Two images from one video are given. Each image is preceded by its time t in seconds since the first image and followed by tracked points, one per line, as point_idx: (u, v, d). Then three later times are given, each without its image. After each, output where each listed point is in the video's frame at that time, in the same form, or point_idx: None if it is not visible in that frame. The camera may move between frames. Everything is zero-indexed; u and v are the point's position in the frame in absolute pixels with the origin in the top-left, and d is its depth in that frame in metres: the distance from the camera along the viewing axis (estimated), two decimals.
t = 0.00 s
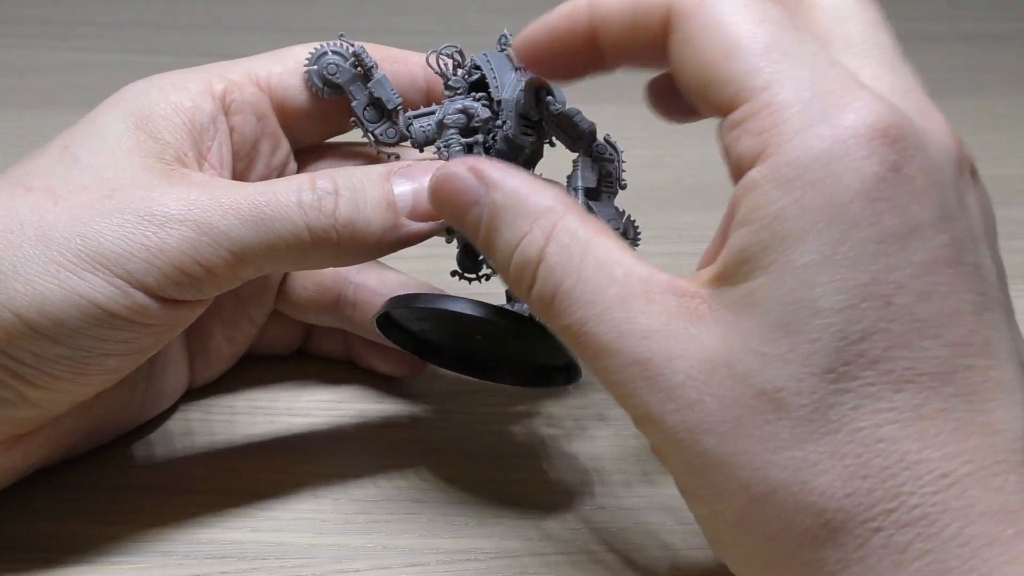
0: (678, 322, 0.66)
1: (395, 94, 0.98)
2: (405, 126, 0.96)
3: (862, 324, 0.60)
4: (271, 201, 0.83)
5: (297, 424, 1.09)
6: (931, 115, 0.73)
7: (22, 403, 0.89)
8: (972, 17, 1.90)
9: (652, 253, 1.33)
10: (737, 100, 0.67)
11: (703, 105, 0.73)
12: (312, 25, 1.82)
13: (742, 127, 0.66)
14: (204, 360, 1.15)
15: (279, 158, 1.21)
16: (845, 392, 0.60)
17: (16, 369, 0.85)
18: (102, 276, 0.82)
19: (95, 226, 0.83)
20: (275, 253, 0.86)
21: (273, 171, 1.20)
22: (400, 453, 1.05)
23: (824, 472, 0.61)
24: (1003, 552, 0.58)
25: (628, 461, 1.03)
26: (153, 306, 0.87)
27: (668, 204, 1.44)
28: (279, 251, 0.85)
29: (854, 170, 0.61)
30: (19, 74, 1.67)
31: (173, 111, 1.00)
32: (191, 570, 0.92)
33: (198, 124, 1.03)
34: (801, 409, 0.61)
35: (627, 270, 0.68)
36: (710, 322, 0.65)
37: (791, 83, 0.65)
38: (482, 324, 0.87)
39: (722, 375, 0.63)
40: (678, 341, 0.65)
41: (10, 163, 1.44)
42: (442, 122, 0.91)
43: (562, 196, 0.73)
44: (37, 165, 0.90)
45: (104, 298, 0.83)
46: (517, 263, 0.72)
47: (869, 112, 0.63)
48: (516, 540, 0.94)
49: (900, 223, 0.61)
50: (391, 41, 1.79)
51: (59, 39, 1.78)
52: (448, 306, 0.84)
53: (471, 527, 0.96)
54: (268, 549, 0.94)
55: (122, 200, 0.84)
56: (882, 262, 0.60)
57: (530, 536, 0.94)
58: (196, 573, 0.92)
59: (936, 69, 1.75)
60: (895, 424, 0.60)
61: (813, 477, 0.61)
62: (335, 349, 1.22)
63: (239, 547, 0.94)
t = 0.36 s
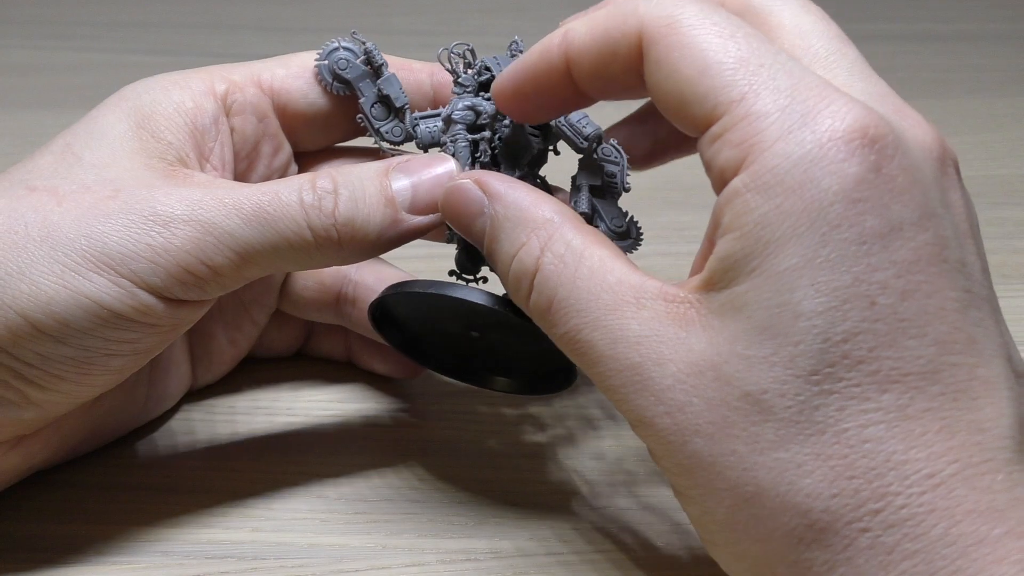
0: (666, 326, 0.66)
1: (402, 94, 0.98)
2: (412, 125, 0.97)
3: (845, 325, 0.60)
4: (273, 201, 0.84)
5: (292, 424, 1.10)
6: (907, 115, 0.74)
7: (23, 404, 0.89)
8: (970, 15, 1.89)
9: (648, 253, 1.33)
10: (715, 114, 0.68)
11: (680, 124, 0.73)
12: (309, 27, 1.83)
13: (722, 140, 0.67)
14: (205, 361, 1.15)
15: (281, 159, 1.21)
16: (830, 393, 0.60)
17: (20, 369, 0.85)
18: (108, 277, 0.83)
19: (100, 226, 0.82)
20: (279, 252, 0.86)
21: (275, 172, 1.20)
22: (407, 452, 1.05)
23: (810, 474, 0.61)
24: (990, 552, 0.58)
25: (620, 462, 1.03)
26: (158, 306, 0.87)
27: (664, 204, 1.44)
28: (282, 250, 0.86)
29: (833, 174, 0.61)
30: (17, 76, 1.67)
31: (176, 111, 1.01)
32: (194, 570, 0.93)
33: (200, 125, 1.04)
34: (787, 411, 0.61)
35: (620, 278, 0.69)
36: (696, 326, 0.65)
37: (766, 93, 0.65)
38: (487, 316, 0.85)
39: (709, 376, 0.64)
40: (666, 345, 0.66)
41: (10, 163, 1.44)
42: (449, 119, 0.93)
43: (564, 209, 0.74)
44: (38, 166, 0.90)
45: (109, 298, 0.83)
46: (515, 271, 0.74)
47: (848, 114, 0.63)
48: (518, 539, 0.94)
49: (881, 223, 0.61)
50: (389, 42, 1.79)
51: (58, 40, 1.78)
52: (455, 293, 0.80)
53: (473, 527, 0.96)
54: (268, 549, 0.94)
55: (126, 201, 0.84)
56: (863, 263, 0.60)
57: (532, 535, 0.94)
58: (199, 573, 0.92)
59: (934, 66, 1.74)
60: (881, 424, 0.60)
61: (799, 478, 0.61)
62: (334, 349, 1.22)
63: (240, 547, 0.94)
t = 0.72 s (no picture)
0: (677, 316, 0.66)
1: (410, 95, 0.93)
2: (414, 127, 0.95)
3: (854, 318, 0.60)
4: (273, 199, 0.84)
5: (295, 423, 1.10)
6: (914, 113, 0.74)
7: (26, 404, 0.89)
8: (971, 15, 1.89)
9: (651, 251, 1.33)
10: (723, 111, 0.68)
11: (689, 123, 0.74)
12: (309, 27, 1.83)
13: (730, 136, 0.67)
14: (204, 361, 1.15)
15: (280, 159, 1.20)
16: (837, 384, 0.60)
17: (23, 370, 0.85)
18: (111, 277, 0.82)
19: (103, 226, 0.82)
20: (281, 250, 0.86)
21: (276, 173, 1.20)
22: (406, 452, 1.05)
23: (817, 465, 0.61)
24: (995, 544, 0.58)
25: (624, 460, 1.03)
26: (161, 305, 0.87)
27: (665, 204, 1.44)
28: (285, 248, 0.86)
29: (842, 168, 0.61)
30: (16, 76, 1.67)
31: (173, 113, 1.01)
32: (194, 570, 0.92)
33: (200, 127, 1.04)
34: (795, 402, 0.61)
35: (634, 269, 0.69)
36: (706, 318, 0.66)
37: (775, 89, 0.66)
38: (500, 324, 0.84)
39: (718, 367, 0.64)
40: (676, 335, 0.66)
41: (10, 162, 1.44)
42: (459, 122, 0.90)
43: (582, 200, 0.74)
44: (37, 165, 0.90)
45: (113, 298, 0.83)
46: (531, 260, 0.73)
47: (857, 110, 0.63)
48: (517, 540, 0.94)
49: (890, 217, 0.61)
50: (389, 42, 1.79)
51: (58, 40, 1.78)
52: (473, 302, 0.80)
53: (473, 527, 0.96)
54: (268, 549, 0.94)
55: (128, 200, 0.84)
56: (872, 257, 0.60)
57: (530, 536, 0.94)
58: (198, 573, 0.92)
59: (935, 67, 1.75)
60: (888, 417, 0.60)
61: (806, 470, 0.61)
62: (334, 348, 1.23)
63: (240, 547, 0.94)
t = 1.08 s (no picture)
0: (684, 312, 0.66)
1: (408, 88, 0.94)
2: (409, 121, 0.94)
3: (859, 314, 0.60)
4: (276, 203, 0.84)
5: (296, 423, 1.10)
6: (918, 112, 0.74)
7: (28, 407, 0.89)
8: (971, 16, 1.89)
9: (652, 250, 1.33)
10: (730, 108, 0.68)
11: (695, 121, 0.74)
12: (309, 27, 1.82)
13: (736, 133, 0.67)
14: (202, 360, 1.16)
15: (276, 154, 1.20)
16: (841, 380, 0.60)
17: (27, 372, 0.85)
18: (115, 279, 0.82)
19: (107, 229, 0.83)
20: (284, 252, 0.86)
21: (271, 168, 1.20)
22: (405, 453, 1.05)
23: (819, 461, 0.61)
24: (998, 543, 0.58)
25: (627, 459, 1.03)
26: (164, 307, 0.87)
27: (666, 204, 1.44)
28: (287, 250, 0.86)
29: (848, 164, 0.62)
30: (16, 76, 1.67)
31: (172, 112, 1.00)
32: (192, 570, 0.92)
33: (199, 125, 1.03)
34: (798, 398, 0.61)
35: (642, 264, 0.69)
36: (712, 313, 0.66)
37: (782, 87, 0.66)
38: (499, 327, 0.84)
39: (722, 363, 0.64)
40: (682, 330, 0.66)
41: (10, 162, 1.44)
42: (467, 125, 0.90)
43: (595, 194, 0.75)
44: (38, 165, 0.90)
45: (117, 300, 0.83)
46: (542, 253, 0.74)
47: (862, 108, 0.64)
48: (517, 539, 0.94)
49: (895, 213, 0.61)
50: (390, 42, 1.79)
51: (57, 40, 1.78)
52: (471, 307, 0.80)
53: (472, 527, 0.95)
54: (267, 549, 0.94)
55: (131, 202, 0.84)
56: (877, 253, 0.60)
57: (530, 536, 0.94)
58: (197, 573, 0.92)
59: (936, 67, 1.75)
60: (892, 413, 0.60)
61: (808, 465, 0.61)
62: (331, 349, 1.23)
63: (240, 548, 0.94)
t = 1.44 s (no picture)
0: (695, 305, 0.66)
1: (404, 89, 0.93)
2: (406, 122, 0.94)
3: (872, 310, 0.60)
4: (278, 206, 0.84)
5: (296, 422, 1.10)
6: (929, 109, 0.74)
7: (31, 407, 0.89)
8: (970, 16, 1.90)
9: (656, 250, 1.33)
10: (745, 100, 0.68)
11: (707, 110, 0.74)
12: (309, 27, 1.83)
13: (750, 125, 0.67)
14: (203, 359, 1.15)
15: (279, 159, 1.21)
16: (852, 377, 0.60)
17: (29, 372, 0.85)
18: (118, 280, 0.83)
19: (110, 230, 0.83)
20: (285, 255, 0.86)
21: (274, 171, 1.21)
22: (403, 453, 1.05)
23: (829, 458, 0.61)
24: (1006, 542, 0.58)
25: (633, 459, 1.03)
26: (166, 309, 0.87)
27: (668, 204, 1.45)
28: (288, 253, 0.86)
29: (864, 159, 0.62)
30: (15, 75, 1.67)
31: (175, 112, 1.00)
32: (192, 570, 0.92)
33: (201, 125, 1.03)
34: (809, 393, 0.61)
35: (652, 256, 0.69)
36: (722, 306, 0.65)
37: (798, 80, 0.66)
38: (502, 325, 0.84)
39: (731, 357, 0.64)
40: (691, 324, 0.66)
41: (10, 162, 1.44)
42: (464, 124, 0.91)
43: (603, 183, 0.75)
44: (39, 165, 0.89)
45: (119, 301, 0.83)
46: (550, 242, 0.74)
47: (877, 104, 0.64)
48: (518, 539, 0.94)
49: (909, 209, 0.61)
50: (390, 42, 1.79)
51: (55, 40, 1.78)
52: (472, 306, 0.80)
53: (472, 527, 0.95)
54: (267, 549, 0.94)
55: (133, 203, 0.84)
56: (892, 249, 0.61)
57: (530, 536, 0.94)
58: (196, 573, 0.92)
59: (934, 67, 1.75)
60: (902, 411, 0.60)
61: (818, 462, 0.61)
62: (331, 350, 1.22)
63: (240, 548, 0.94)
